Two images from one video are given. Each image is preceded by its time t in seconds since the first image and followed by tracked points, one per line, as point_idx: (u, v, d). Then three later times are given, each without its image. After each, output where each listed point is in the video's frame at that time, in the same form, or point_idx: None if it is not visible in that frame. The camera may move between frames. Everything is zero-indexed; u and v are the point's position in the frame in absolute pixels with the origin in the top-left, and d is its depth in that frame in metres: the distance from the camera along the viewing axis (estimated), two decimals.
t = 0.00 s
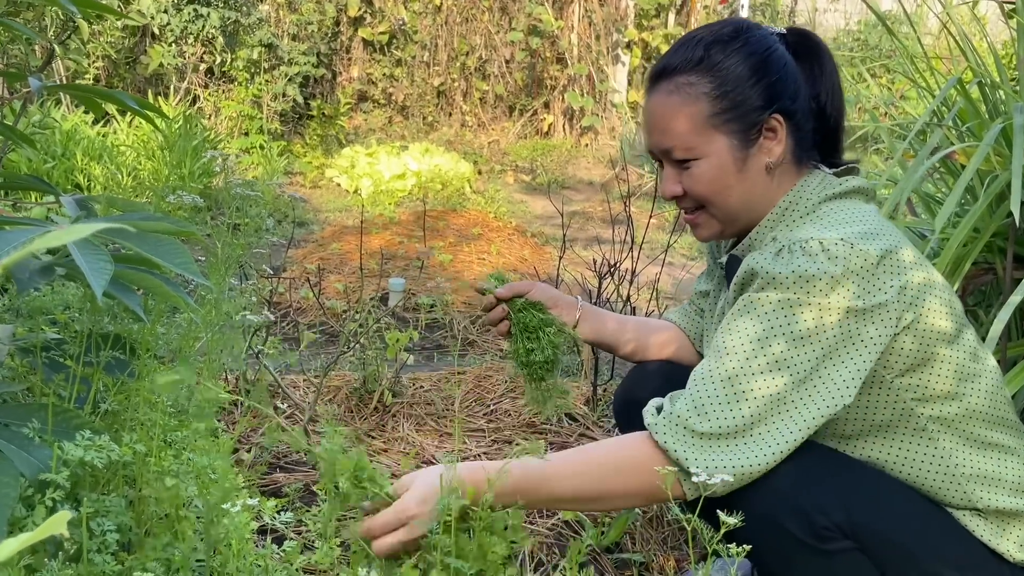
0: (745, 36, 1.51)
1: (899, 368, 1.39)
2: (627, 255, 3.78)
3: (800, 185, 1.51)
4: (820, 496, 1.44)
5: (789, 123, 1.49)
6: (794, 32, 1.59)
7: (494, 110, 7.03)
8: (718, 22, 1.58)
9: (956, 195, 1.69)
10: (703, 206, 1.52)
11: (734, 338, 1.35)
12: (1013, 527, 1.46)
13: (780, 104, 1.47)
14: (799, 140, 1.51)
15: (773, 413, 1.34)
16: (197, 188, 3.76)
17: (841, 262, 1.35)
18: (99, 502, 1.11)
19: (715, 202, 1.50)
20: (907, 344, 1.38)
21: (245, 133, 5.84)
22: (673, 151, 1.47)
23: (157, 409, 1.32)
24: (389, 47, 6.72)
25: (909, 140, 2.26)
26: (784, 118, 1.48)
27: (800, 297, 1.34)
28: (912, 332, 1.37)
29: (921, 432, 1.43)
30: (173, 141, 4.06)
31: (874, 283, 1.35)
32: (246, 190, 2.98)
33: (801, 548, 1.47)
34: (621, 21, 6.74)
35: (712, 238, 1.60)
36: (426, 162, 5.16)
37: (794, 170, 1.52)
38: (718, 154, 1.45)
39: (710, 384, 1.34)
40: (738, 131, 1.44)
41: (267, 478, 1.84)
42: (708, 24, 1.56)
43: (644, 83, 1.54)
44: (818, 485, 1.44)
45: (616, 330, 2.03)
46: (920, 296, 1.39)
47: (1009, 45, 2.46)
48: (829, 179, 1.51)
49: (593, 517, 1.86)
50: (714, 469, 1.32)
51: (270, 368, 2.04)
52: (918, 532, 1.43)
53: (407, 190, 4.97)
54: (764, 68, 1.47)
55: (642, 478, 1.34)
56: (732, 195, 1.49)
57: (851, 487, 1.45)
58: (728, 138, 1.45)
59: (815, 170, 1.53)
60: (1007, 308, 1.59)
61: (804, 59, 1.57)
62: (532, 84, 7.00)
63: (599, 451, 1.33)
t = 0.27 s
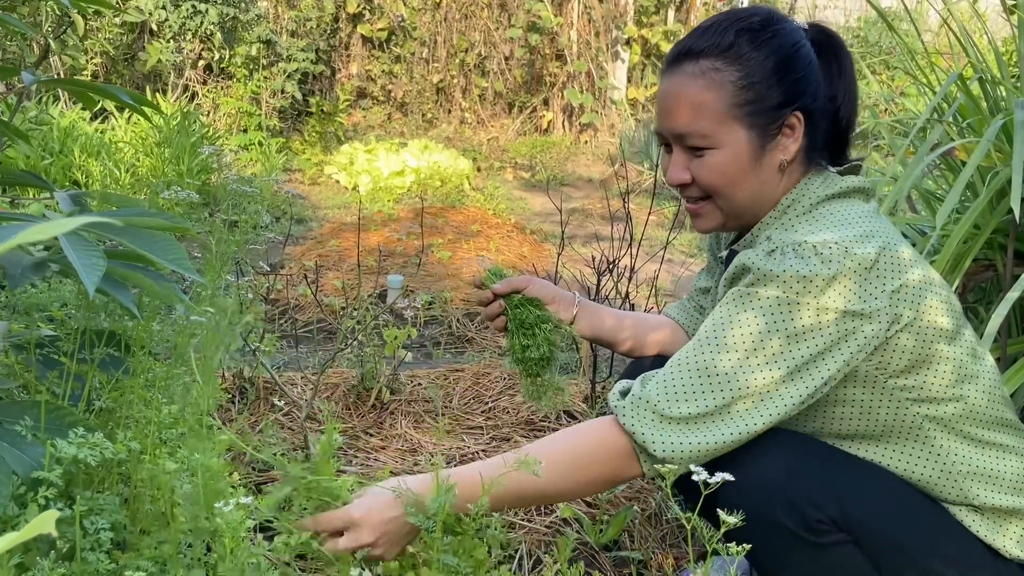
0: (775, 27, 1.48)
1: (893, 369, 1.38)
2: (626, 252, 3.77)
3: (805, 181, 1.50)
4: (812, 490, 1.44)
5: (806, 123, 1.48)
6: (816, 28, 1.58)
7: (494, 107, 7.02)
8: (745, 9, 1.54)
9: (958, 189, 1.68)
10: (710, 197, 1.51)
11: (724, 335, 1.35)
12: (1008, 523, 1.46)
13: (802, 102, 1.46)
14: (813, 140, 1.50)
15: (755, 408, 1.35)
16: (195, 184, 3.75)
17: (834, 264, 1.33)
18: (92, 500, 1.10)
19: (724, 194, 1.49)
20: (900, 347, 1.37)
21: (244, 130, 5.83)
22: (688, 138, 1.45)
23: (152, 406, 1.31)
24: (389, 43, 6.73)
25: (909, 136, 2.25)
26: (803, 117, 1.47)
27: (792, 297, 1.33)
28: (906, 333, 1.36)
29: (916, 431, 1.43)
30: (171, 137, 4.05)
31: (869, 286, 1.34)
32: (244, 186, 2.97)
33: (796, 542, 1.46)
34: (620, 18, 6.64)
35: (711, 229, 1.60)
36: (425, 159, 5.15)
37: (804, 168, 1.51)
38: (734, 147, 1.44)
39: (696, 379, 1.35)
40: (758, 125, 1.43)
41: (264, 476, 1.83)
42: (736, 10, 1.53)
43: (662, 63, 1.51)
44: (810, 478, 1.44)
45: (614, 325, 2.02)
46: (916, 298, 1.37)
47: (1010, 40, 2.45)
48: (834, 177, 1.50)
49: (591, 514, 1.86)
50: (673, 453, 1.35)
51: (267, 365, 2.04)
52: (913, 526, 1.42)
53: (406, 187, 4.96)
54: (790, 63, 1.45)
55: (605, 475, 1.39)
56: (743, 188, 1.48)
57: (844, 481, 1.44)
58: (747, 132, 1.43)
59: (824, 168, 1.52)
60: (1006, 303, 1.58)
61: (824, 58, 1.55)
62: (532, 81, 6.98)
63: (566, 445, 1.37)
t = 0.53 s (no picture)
0: (794, 28, 1.47)
1: (893, 370, 1.38)
2: (624, 251, 3.77)
3: (810, 181, 1.49)
4: (813, 486, 1.43)
5: (822, 125, 1.49)
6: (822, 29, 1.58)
7: (492, 105, 7.01)
8: (759, 6, 1.53)
9: (957, 189, 1.68)
10: (726, 198, 1.49)
11: (724, 337, 1.35)
12: (1009, 522, 1.45)
13: (819, 104, 1.47)
14: (821, 141, 1.51)
15: (755, 411, 1.35)
16: (194, 182, 3.75)
17: (834, 266, 1.33)
18: (91, 499, 1.10)
19: (741, 195, 1.47)
20: (900, 347, 1.37)
21: (242, 128, 5.82)
22: (710, 137, 1.42)
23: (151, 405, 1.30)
24: (387, 41, 6.71)
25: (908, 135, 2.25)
26: (820, 120, 1.47)
27: (793, 302, 1.33)
28: (907, 334, 1.36)
29: (916, 431, 1.43)
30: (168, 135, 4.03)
31: (868, 288, 1.34)
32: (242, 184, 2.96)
33: (795, 537, 1.44)
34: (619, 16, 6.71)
35: (717, 231, 1.58)
36: (424, 157, 5.14)
37: (814, 167, 1.51)
38: (757, 147, 1.42)
39: (696, 382, 1.35)
40: (781, 127, 1.42)
41: (263, 474, 1.83)
42: (752, 8, 1.51)
43: (678, 59, 1.48)
44: (812, 473, 1.43)
45: (613, 325, 2.02)
46: (914, 298, 1.37)
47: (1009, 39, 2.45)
48: (838, 176, 1.50)
49: (591, 513, 1.86)
50: (671, 456, 1.35)
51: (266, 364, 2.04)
52: (914, 522, 1.42)
53: (405, 185, 4.96)
54: (811, 65, 1.45)
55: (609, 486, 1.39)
56: (761, 190, 1.47)
57: (845, 475, 1.44)
58: (769, 133, 1.42)
59: (831, 168, 1.52)
60: (1004, 301, 1.58)
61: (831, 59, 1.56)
62: (531, 79, 6.98)
63: (579, 455, 1.37)
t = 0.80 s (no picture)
0: (809, 30, 1.46)
1: (903, 376, 1.39)
2: (622, 251, 3.77)
3: (818, 185, 1.50)
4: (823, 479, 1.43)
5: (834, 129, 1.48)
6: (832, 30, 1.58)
7: (490, 104, 7.02)
8: (771, 8, 1.52)
9: (954, 189, 1.68)
10: (738, 202, 1.47)
11: (738, 344, 1.35)
12: (1012, 522, 1.47)
13: (833, 108, 1.46)
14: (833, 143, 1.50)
15: (767, 422, 1.36)
16: (192, 181, 3.75)
17: (848, 272, 1.34)
18: (90, 499, 1.10)
19: (754, 199, 1.46)
20: (911, 355, 1.38)
21: (240, 127, 5.82)
22: (725, 141, 1.40)
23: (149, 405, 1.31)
24: (385, 40, 6.71)
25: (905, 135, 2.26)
26: (833, 124, 1.47)
27: (809, 313, 1.33)
28: (918, 341, 1.38)
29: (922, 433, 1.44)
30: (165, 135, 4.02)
31: (879, 296, 1.36)
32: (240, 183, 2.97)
33: (802, 531, 1.45)
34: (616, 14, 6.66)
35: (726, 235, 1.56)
36: (422, 156, 5.15)
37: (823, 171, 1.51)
38: (771, 151, 1.41)
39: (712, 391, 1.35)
40: (796, 131, 1.41)
41: (261, 473, 1.84)
42: (765, 10, 1.50)
43: (691, 61, 1.46)
44: (822, 467, 1.43)
45: (613, 325, 2.02)
46: (924, 306, 1.38)
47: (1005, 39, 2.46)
48: (847, 179, 1.51)
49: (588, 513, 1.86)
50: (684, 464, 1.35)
51: (264, 363, 2.04)
52: (921, 519, 1.43)
53: (403, 184, 4.96)
54: (826, 68, 1.44)
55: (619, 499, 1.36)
56: (774, 194, 1.45)
57: (852, 471, 1.44)
58: (784, 137, 1.41)
59: (841, 171, 1.52)
60: (1002, 301, 1.58)
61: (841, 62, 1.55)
62: (528, 78, 6.97)
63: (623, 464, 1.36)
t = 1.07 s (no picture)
0: (814, 21, 1.46)
1: (916, 367, 1.40)
2: (618, 251, 3.79)
3: (831, 178, 1.51)
4: (812, 489, 1.46)
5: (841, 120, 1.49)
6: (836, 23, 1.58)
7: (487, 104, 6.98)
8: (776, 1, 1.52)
9: (948, 189, 1.69)
10: (748, 191, 1.47)
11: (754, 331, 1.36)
12: (1007, 525, 1.48)
13: (840, 97, 1.46)
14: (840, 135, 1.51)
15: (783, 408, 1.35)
16: (188, 181, 3.75)
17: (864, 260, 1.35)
18: (87, 499, 1.10)
19: (764, 189, 1.45)
20: (927, 345, 1.39)
21: (237, 126, 5.82)
22: (733, 130, 1.40)
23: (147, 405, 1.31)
24: (382, 40, 6.72)
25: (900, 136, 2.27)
26: (840, 114, 1.47)
27: (824, 298, 1.33)
28: (930, 333, 1.39)
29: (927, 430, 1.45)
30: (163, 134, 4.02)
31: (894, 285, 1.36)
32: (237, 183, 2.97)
33: (791, 540, 1.50)
34: (613, 15, 6.73)
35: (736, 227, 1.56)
36: (419, 156, 5.16)
37: (830, 164, 1.52)
38: (780, 140, 1.41)
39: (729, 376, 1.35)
40: (804, 120, 1.41)
41: (257, 473, 1.84)
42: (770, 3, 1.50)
43: (698, 54, 1.46)
44: (812, 479, 1.46)
45: (609, 324, 2.01)
46: (943, 297, 1.40)
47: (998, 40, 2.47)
48: (855, 175, 1.51)
49: (584, 512, 1.87)
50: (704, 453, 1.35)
51: (261, 363, 2.04)
52: (914, 530, 1.44)
53: (400, 184, 4.97)
54: (833, 57, 1.45)
55: (632, 425, 1.40)
56: (783, 183, 1.45)
57: (847, 482, 1.45)
58: (793, 126, 1.40)
59: (849, 166, 1.53)
60: (999, 304, 1.58)
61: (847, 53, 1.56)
62: (525, 78, 6.98)
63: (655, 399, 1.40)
